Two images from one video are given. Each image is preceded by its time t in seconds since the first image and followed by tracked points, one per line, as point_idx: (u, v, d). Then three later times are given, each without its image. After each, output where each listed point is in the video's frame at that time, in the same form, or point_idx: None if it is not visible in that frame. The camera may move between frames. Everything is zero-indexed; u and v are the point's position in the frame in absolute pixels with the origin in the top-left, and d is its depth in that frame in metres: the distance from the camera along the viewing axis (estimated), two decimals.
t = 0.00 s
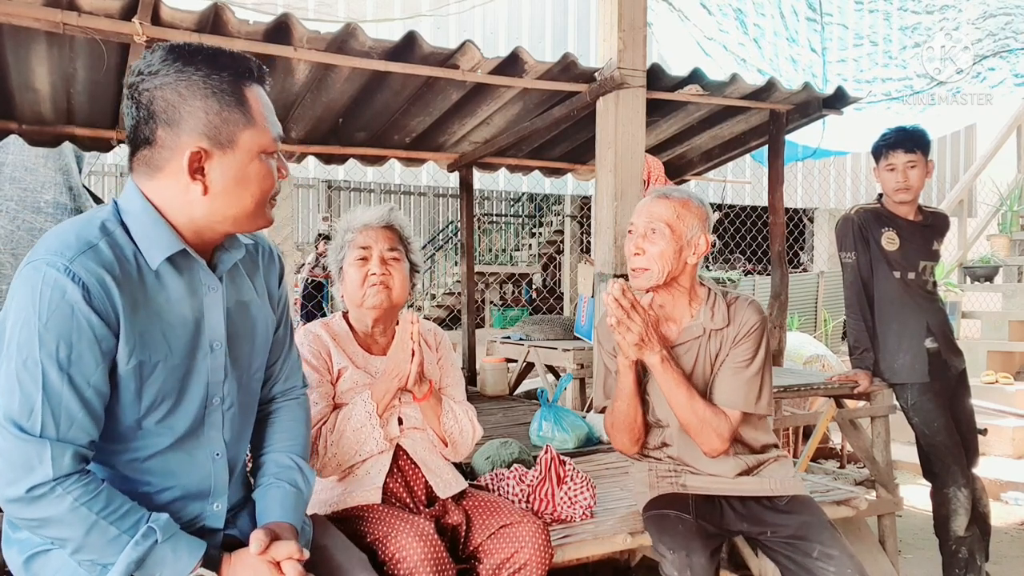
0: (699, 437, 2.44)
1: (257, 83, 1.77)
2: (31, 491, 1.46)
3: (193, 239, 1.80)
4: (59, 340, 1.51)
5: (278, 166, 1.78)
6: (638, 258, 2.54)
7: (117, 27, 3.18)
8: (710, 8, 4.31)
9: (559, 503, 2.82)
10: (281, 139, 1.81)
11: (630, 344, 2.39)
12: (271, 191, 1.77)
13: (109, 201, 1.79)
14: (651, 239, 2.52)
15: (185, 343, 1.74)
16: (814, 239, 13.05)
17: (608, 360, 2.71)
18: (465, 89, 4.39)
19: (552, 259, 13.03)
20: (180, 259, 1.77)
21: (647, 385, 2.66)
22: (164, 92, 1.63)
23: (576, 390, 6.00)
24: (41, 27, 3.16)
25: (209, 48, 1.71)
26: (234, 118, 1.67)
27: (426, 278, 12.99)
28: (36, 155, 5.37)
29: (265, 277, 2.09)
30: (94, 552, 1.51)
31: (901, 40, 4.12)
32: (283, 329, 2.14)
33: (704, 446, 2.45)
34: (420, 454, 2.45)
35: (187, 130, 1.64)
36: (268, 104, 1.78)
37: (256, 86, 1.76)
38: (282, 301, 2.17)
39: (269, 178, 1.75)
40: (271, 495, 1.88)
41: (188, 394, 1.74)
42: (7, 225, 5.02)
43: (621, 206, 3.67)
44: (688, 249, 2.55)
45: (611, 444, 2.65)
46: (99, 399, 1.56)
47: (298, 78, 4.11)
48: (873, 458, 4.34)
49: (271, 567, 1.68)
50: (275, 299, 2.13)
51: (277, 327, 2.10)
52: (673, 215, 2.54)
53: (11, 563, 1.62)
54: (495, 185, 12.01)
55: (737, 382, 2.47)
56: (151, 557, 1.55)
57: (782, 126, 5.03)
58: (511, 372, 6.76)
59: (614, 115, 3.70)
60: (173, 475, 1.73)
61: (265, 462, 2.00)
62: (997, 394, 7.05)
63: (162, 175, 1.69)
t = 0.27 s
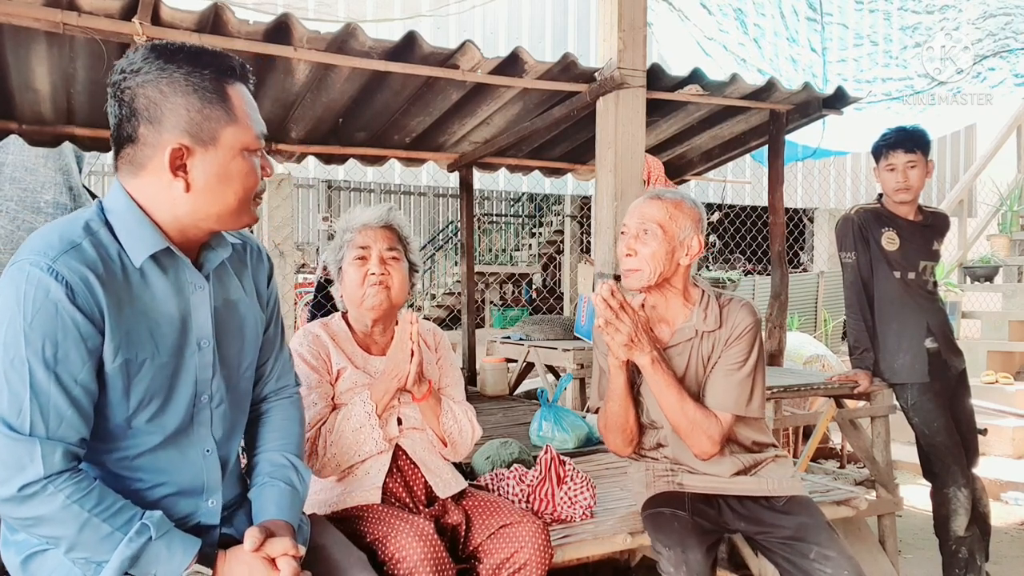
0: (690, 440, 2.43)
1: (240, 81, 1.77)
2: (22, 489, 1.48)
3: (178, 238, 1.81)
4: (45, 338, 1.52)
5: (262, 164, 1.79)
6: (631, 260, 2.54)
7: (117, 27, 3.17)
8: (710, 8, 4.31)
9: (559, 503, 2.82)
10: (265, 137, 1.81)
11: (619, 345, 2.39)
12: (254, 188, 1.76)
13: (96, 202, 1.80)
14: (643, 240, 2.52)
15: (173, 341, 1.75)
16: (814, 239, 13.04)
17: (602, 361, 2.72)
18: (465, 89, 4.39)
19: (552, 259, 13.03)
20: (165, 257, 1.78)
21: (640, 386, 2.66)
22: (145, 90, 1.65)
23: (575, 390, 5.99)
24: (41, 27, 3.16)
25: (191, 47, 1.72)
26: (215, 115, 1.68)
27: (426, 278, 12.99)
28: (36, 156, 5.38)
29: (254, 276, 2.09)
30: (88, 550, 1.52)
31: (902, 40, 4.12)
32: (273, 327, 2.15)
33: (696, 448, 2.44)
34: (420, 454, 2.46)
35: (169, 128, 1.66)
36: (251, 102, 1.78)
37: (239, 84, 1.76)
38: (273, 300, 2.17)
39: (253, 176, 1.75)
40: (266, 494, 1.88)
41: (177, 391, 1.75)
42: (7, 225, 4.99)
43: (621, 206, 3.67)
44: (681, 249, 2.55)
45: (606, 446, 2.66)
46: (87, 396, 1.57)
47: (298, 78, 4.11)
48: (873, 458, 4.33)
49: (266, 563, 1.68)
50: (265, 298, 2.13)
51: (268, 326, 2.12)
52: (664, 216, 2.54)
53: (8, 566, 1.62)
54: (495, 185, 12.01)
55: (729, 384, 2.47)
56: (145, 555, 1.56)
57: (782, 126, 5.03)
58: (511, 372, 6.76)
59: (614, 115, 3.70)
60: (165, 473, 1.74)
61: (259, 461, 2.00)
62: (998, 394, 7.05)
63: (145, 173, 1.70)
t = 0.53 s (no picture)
0: (687, 438, 2.43)
1: (230, 82, 1.77)
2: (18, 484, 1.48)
3: (166, 237, 1.81)
4: (36, 335, 1.53)
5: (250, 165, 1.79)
6: (628, 258, 2.54)
7: (117, 27, 3.17)
8: (710, 8, 4.31)
9: (559, 503, 2.82)
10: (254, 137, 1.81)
11: (615, 343, 2.40)
12: (243, 188, 1.76)
13: (86, 203, 1.81)
14: (640, 239, 2.53)
15: (164, 339, 1.76)
16: (814, 240, 13.03)
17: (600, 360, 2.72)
18: (465, 89, 4.39)
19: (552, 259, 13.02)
20: (154, 256, 1.78)
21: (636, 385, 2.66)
22: (133, 90, 1.65)
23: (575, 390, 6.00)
24: (41, 27, 3.16)
25: (181, 47, 1.72)
26: (202, 114, 1.68)
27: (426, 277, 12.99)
28: (37, 157, 5.38)
29: (246, 275, 2.10)
30: (86, 547, 1.53)
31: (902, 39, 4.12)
32: (265, 328, 2.15)
33: (692, 447, 2.44)
34: (420, 455, 2.46)
35: (156, 127, 1.66)
36: (241, 103, 1.78)
37: (228, 84, 1.76)
38: (266, 301, 2.17)
39: (241, 176, 1.75)
40: (263, 492, 1.88)
41: (171, 390, 1.76)
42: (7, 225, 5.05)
43: (621, 206, 3.67)
44: (678, 248, 2.54)
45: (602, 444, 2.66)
46: (81, 392, 1.58)
47: (299, 78, 4.11)
48: (873, 458, 4.34)
49: (262, 559, 1.67)
50: (257, 298, 2.13)
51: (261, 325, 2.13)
52: (662, 214, 2.54)
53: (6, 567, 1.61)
54: (495, 185, 12.01)
55: (726, 383, 2.46)
56: (143, 552, 1.56)
57: (781, 126, 4.98)
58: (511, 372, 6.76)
59: (614, 115, 3.70)
60: (160, 471, 1.75)
61: (256, 460, 2.00)
62: (997, 394, 7.05)
63: (134, 172, 1.71)
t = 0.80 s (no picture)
0: (687, 437, 2.43)
1: (222, 84, 1.77)
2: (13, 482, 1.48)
3: (160, 236, 1.81)
4: (30, 333, 1.53)
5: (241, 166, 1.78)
6: (629, 258, 2.54)
7: (117, 27, 3.17)
8: (710, 8, 4.31)
9: (559, 503, 2.83)
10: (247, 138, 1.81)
11: (616, 342, 2.39)
12: (235, 189, 1.76)
13: (81, 203, 1.81)
14: (641, 238, 2.53)
15: (159, 337, 1.76)
16: (814, 240, 13.04)
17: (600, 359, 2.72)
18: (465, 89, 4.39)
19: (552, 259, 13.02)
20: (147, 255, 1.78)
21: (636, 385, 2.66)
22: (124, 91, 1.65)
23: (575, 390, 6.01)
24: (41, 27, 3.17)
25: (172, 49, 1.73)
26: (194, 116, 1.68)
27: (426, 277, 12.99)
28: (37, 156, 5.57)
29: (242, 274, 2.10)
30: (81, 544, 1.53)
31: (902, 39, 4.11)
32: (261, 328, 2.15)
33: (693, 446, 2.44)
34: (420, 455, 2.46)
35: (147, 128, 1.66)
36: (233, 104, 1.78)
37: (219, 85, 1.76)
38: (262, 301, 2.17)
39: (233, 177, 1.75)
40: (259, 491, 1.88)
41: (166, 388, 1.76)
42: (8, 224, 5.36)
43: (621, 206, 3.67)
44: (679, 248, 2.54)
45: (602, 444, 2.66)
46: (74, 390, 1.58)
47: (299, 78, 4.11)
48: (873, 458, 4.34)
49: (258, 557, 1.66)
50: (253, 297, 2.13)
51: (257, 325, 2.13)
52: (663, 214, 2.54)
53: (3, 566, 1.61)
54: (495, 185, 12.01)
55: (726, 382, 2.46)
56: (138, 549, 1.56)
57: (781, 126, 4.94)
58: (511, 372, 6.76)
59: (614, 115, 3.70)
60: (156, 469, 1.75)
61: (253, 460, 2.00)
62: (998, 394, 7.05)
63: (127, 173, 1.71)
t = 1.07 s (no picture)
0: (688, 437, 2.43)
1: (220, 85, 1.76)
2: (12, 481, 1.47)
3: (159, 235, 1.81)
4: (28, 331, 1.53)
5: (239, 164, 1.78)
6: (630, 257, 2.53)
7: (116, 26, 3.16)
8: (710, 8, 4.30)
9: (559, 503, 2.82)
10: (245, 138, 1.80)
11: (616, 344, 2.39)
12: (234, 189, 1.75)
13: (78, 202, 1.80)
14: (642, 238, 2.52)
15: (158, 335, 1.75)
16: (815, 240, 13.03)
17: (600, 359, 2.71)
18: (465, 89, 4.38)
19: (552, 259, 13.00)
20: (145, 254, 1.78)
21: (637, 385, 2.65)
22: (121, 92, 1.64)
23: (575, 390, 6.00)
24: (41, 27, 3.16)
25: (169, 49, 1.72)
26: (192, 116, 1.67)
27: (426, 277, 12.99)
28: (36, 156, 5.58)
29: (241, 274, 2.09)
30: (81, 544, 1.52)
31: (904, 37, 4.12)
32: (260, 328, 2.14)
33: (695, 446, 2.44)
34: (419, 455, 2.45)
35: (145, 128, 1.65)
36: (232, 104, 1.78)
37: (217, 85, 1.75)
38: (261, 300, 2.16)
39: (232, 177, 1.74)
40: (259, 491, 1.87)
41: (165, 388, 1.75)
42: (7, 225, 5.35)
43: (622, 206, 3.66)
44: (679, 248, 2.53)
45: (603, 444, 2.65)
46: (73, 389, 1.57)
47: (298, 77, 4.11)
48: (874, 458, 4.33)
49: (258, 557, 1.66)
50: (253, 297, 2.12)
51: (257, 325, 2.12)
52: (663, 213, 2.53)
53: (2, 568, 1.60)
54: (495, 185, 12.01)
55: (727, 382, 2.45)
56: (138, 548, 1.55)
57: (781, 126, 4.92)
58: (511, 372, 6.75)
59: (614, 115, 3.69)
60: (156, 469, 1.74)
61: (252, 460, 1.99)
62: (998, 395, 7.04)
63: (125, 173, 1.70)
